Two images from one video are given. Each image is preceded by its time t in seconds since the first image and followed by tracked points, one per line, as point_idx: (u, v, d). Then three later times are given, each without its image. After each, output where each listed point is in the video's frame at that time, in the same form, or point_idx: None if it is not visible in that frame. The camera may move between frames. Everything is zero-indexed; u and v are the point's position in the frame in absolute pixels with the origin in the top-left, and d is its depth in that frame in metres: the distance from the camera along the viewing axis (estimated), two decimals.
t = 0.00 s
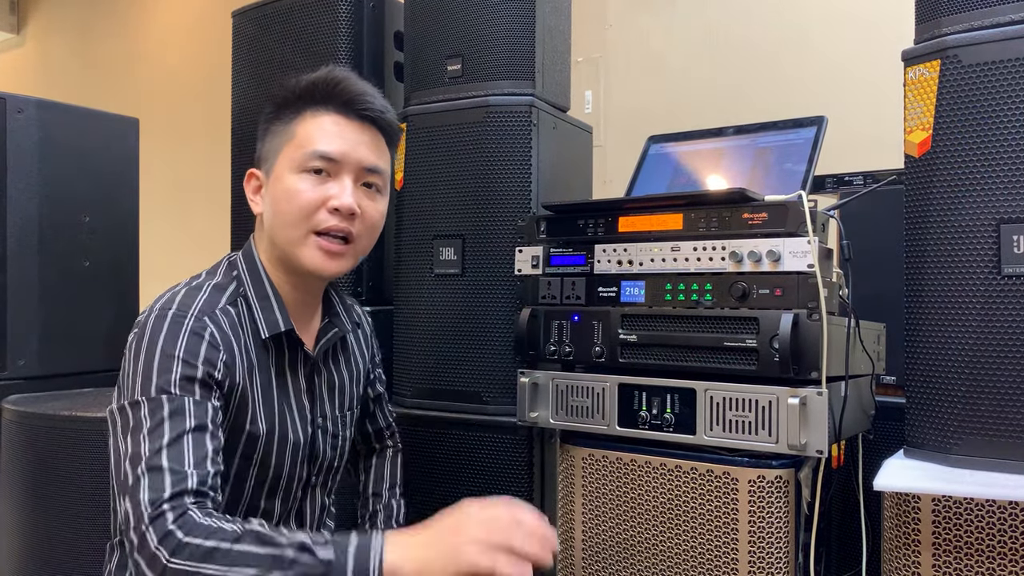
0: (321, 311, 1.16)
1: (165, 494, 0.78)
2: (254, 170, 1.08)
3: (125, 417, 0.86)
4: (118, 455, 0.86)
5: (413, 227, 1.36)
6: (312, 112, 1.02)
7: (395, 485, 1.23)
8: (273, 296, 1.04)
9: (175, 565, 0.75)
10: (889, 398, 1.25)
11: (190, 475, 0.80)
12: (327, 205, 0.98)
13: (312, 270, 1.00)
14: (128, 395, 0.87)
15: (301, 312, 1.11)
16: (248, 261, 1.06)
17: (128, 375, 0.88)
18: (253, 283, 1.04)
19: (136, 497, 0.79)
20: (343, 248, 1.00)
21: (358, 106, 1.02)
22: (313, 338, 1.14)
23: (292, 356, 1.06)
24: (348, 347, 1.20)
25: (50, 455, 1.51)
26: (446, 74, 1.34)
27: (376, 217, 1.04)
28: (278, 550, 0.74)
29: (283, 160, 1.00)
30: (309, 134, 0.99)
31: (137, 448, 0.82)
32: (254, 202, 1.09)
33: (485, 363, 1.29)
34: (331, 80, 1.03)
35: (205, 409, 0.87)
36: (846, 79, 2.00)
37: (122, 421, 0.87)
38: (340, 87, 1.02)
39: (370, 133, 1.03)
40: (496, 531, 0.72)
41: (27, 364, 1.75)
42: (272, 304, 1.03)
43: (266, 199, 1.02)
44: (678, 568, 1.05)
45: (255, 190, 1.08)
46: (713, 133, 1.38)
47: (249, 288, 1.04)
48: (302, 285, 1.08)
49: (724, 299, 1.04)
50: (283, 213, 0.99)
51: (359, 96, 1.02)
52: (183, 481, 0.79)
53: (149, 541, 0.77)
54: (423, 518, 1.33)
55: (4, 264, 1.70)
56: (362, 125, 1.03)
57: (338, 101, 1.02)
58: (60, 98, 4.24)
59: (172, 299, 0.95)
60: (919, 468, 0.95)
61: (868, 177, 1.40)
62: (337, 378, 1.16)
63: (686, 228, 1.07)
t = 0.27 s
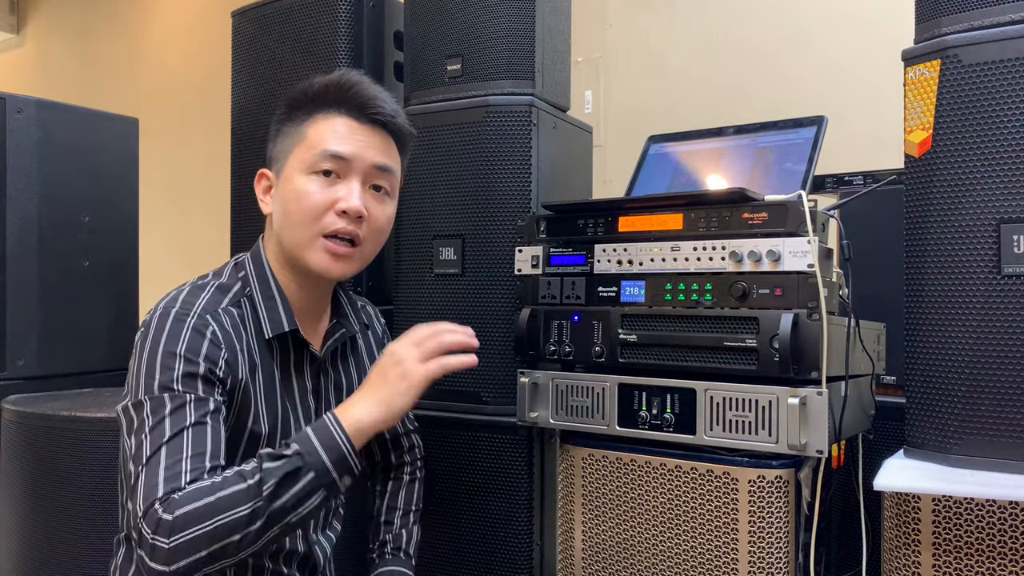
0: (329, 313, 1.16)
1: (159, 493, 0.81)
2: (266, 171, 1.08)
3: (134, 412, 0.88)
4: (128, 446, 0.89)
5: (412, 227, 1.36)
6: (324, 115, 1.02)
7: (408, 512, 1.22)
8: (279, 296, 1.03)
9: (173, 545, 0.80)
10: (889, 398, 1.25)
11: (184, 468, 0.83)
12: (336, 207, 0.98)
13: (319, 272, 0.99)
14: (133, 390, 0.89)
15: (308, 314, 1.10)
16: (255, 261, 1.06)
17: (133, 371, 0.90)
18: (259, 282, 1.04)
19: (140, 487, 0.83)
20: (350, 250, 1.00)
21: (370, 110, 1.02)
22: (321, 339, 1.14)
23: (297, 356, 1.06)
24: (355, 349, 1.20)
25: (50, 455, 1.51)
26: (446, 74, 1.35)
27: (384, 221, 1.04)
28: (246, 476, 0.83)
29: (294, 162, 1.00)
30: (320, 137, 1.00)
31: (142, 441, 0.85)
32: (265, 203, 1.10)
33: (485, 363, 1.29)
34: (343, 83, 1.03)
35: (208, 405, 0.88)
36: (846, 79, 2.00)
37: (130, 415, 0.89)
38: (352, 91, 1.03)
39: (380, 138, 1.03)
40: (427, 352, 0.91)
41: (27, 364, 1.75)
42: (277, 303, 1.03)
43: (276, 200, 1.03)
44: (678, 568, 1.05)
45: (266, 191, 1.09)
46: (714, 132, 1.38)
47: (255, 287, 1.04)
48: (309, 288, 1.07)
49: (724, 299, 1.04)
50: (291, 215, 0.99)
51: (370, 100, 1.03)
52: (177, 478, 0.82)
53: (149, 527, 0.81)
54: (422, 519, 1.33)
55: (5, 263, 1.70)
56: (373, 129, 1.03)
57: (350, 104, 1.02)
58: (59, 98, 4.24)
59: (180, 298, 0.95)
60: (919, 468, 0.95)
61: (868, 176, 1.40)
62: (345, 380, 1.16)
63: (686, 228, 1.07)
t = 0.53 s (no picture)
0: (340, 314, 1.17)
1: (165, 516, 0.80)
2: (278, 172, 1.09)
3: (144, 419, 0.88)
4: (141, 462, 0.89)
5: (412, 227, 1.36)
6: (335, 114, 1.02)
7: (420, 518, 1.19)
8: (288, 295, 1.04)
9: (184, 565, 0.79)
10: (889, 398, 1.25)
11: (190, 488, 0.82)
12: (349, 206, 0.97)
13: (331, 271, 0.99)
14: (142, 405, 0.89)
15: (318, 313, 1.10)
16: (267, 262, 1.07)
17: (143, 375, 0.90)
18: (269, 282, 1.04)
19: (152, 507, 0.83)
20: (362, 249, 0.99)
21: (381, 110, 1.02)
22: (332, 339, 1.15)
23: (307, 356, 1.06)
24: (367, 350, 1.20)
25: (50, 455, 1.51)
26: (446, 74, 1.35)
27: (395, 220, 1.04)
28: (243, 493, 0.81)
29: (307, 161, 1.00)
30: (332, 136, 1.00)
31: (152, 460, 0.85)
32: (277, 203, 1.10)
33: (485, 363, 1.29)
34: (354, 84, 1.03)
35: (215, 419, 0.87)
36: (846, 79, 2.00)
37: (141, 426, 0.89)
38: (363, 92, 1.03)
39: (392, 138, 1.03)
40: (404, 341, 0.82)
41: (27, 364, 1.75)
42: (286, 302, 1.03)
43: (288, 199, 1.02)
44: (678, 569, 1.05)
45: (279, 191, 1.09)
46: (714, 132, 1.38)
47: (266, 288, 1.04)
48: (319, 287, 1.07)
49: (724, 299, 1.04)
50: (304, 214, 0.98)
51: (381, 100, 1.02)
52: (183, 499, 0.81)
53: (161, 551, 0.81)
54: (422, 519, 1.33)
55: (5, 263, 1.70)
56: (384, 129, 1.03)
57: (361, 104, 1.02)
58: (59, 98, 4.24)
59: (193, 299, 0.95)
60: (920, 468, 0.95)
61: (868, 177, 1.40)
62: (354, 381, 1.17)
63: (686, 228, 1.07)
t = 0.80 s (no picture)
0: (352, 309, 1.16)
1: (164, 522, 0.83)
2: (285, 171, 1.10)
3: (147, 416, 0.89)
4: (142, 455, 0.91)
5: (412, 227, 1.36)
6: (338, 110, 1.02)
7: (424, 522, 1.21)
8: (299, 292, 1.04)
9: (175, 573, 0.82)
10: (889, 398, 1.25)
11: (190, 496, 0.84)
12: (352, 196, 0.98)
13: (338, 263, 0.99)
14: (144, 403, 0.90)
15: (329, 309, 1.10)
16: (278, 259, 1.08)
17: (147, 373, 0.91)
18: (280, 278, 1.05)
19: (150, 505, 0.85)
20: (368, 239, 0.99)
21: (381, 103, 1.02)
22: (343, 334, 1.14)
23: (318, 352, 1.06)
24: (378, 346, 1.19)
25: (50, 455, 1.51)
26: (445, 74, 1.35)
27: (401, 211, 1.03)
28: (238, 542, 0.81)
29: (311, 156, 1.01)
30: (334, 130, 1.00)
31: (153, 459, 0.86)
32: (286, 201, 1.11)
33: (484, 363, 1.29)
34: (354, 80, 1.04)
35: (217, 427, 0.88)
36: (847, 79, 2.00)
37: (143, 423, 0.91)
38: (363, 86, 1.03)
39: (393, 131, 1.03)
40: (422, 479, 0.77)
41: (27, 364, 1.75)
42: (297, 297, 1.03)
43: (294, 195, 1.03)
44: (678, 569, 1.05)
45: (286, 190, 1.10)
46: (713, 132, 1.38)
47: (277, 284, 1.04)
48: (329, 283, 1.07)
49: (724, 299, 1.04)
50: (310, 207, 0.99)
51: (381, 94, 1.02)
52: (181, 507, 0.83)
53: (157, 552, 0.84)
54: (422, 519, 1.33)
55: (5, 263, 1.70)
56: (386, 122, 1.03)
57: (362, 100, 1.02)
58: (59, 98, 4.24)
59: (201, 298, 0.96)
60: (919, 468, 0.95)
61: (868, 176, 1.40)
62: (367, 377, 1.16)
63: (685, 228, 1.07)
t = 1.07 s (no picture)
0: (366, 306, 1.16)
1: (164, 506, 0.84)
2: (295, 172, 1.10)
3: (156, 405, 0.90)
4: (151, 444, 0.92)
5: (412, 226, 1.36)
6: (343, 108, 1.03)
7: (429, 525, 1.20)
8: (314, 289, 1.05)
9: (172, 556, 0.83)
10: (889, 399, 1.25)
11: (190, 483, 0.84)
12: (362, 192, 0.98)
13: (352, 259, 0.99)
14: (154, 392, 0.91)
15: (342, 307, 1.10)
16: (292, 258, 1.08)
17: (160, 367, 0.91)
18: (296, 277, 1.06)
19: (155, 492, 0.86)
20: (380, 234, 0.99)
21: (386, 98, 1.03)
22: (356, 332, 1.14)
23: (331, 348, 1.07)
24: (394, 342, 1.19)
25: (50, 455, 1.51)
26: (445, 74, 1.35)
27: (411, 205, 1.03)
28: (234, 528, 0.81)
29: (319, 155, 1.01)
30: (341, 127, 1.00)
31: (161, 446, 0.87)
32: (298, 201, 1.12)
33: (484, 363, 1.29)
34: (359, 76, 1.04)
35: (222, 417, 0.88)
36: (847, 80, 2.00)
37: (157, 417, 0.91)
38: (368, 82, 1.03)
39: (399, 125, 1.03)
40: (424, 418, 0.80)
41: (28, 363, 1.75)
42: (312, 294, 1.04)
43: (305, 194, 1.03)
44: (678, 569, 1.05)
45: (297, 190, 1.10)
46: (713, 133, 1.38)
47: (291, 282, 1.06)
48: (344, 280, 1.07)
49: (724, 300, 1.04)
50: (321, 206, 0.99)
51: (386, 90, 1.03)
52: (181, 493, 0.84)
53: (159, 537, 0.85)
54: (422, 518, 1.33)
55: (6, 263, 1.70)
56: (391, 117, 1.03)
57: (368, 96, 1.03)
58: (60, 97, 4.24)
59: (215, 293, 0.98)
60: (920, 468, 0.95)
61: (868, 177, 1.40)
62: (381, 375, 1.16)
63: (685, 228, 1.07)
